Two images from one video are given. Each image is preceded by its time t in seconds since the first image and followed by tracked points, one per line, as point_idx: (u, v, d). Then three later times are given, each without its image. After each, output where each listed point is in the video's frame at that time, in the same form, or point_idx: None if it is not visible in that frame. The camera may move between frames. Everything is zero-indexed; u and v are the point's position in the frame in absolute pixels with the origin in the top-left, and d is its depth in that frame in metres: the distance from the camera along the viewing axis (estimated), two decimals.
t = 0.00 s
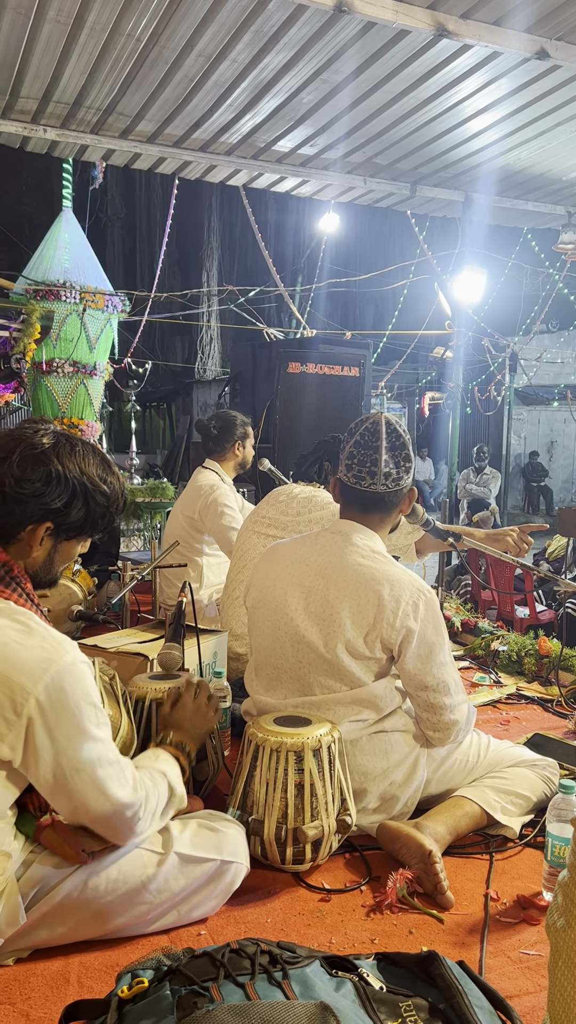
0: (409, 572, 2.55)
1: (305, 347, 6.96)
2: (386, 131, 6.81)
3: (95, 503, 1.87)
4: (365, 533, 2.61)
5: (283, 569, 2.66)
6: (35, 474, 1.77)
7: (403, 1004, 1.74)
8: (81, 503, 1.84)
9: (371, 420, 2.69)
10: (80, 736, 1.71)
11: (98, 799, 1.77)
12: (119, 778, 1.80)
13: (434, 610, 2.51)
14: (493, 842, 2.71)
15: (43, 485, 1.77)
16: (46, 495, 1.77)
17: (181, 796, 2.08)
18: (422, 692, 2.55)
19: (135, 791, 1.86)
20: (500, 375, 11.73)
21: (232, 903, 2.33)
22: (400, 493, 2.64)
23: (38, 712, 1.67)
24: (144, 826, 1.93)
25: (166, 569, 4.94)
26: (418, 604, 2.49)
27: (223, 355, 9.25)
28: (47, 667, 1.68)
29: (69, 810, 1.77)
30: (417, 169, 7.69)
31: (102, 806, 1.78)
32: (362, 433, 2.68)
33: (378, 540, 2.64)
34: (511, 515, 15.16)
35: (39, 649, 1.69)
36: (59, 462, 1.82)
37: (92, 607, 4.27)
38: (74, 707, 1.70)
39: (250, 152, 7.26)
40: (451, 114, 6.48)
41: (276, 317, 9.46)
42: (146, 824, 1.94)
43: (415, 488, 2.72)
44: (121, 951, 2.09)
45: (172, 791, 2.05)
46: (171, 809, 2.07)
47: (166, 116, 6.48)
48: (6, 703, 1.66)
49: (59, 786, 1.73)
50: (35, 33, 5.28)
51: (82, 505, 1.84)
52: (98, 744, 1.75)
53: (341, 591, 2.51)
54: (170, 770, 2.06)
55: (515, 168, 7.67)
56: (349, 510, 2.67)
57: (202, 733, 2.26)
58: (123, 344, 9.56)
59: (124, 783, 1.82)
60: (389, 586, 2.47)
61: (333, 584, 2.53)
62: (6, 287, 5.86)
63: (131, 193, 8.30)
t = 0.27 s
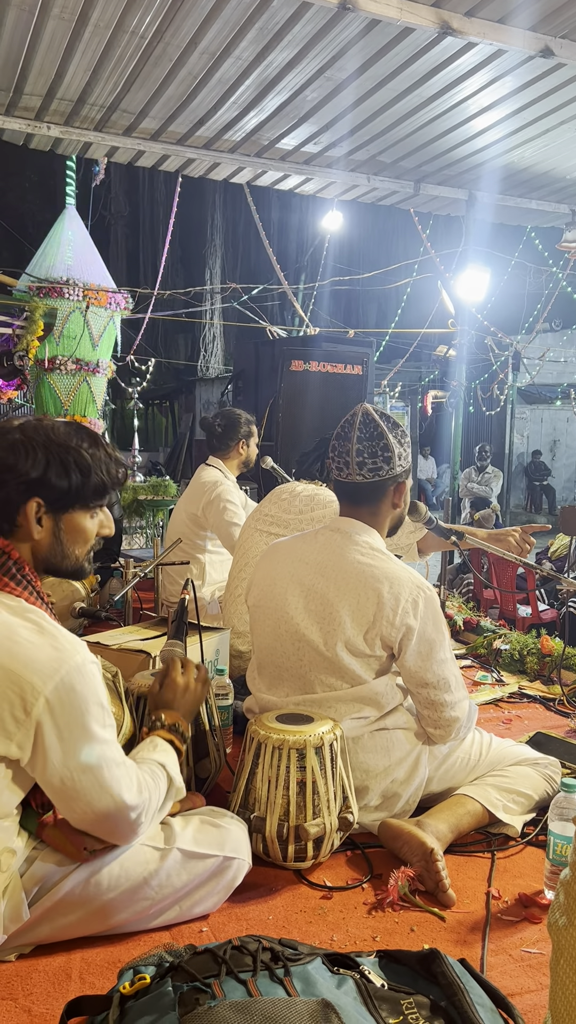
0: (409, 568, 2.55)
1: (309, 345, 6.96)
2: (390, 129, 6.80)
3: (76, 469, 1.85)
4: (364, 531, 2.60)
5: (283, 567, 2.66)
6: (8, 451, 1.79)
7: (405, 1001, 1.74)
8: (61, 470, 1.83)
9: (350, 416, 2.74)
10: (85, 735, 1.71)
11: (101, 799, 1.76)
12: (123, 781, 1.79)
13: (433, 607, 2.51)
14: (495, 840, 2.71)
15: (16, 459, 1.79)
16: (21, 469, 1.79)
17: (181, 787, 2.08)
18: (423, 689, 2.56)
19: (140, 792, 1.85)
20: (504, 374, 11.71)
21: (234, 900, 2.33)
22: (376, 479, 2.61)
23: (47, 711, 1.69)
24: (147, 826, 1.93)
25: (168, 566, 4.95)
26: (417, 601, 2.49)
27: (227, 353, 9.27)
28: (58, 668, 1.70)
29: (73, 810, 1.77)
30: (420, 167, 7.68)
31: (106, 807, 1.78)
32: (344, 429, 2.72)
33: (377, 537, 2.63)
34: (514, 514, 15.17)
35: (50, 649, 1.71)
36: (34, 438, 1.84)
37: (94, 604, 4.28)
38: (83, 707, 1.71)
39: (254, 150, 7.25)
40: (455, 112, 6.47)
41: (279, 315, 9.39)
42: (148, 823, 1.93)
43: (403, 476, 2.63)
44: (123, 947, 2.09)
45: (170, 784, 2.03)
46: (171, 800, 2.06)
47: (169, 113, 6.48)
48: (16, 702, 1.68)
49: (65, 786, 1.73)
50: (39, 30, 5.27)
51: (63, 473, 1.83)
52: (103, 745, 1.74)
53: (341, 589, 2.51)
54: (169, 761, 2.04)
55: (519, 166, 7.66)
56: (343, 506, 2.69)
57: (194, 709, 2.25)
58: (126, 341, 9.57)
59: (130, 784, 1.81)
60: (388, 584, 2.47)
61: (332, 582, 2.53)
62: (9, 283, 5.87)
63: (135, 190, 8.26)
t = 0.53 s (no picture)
0: (412, 567, 2.54)
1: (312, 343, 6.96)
2: (394, 127, 6.79)
3: (62, 455, 1.87)
4: (365, 530, 2.60)
5: (285, 567, 2.66)
6: None
7: (407, 999, 1.74)
8: (46, 456, 1.85)
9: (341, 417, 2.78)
10: (94, 722, 1.73)
11: (117, 783, 1.79)
12: (135, 760, 1.83)
13: (437, 606, 2.51)
14: (497, 838, 2.71)
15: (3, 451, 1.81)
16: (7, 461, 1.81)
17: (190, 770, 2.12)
18: (426, 688, 2.55)
19: (153, 772, 1.89)
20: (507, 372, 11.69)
21: (236, 897, 2.33)
22: (369, 476, 2.63)
23: (49, 702, 1.69)
24: (166, 806, 1.96)
25: (171, 563, 4.96)
26: (420, 600, 2.48)
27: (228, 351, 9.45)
28: (57, 659, 1.69)
29: (89, 798, 1.79)
30: (424, 164, 7.66)
31: (123, 790, 1.81)
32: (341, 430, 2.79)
33: (380, 536, 2.63)
34: (516, 513, 15.16)
35: (47, 641, 1.70)
36: (18, 429, 1.86)
37: (97, 602, 4.29)
38: (86, 696, 1.72)
39: (258, 147, 7.24)
40: (459, 109, 6.45)
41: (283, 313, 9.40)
42: (167, 804, 1.96)
43: (393, 471, 2.63)
44: (125, 943, 2.10)
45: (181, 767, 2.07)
46: (184, 780, 2.08)
47: (173, 110, 6.47)
48: (16, 695, 1.68)
49: (78, 775, 1.75)
50: (44, 26, 5.27)
51: (49, 460, 1.85)
52: (112, 728, 1.78)
53: (343, 588, 2.51)
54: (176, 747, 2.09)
55: (523, 163, 7.64)
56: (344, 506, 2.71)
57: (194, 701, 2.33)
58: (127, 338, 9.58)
59: (142, 765, 1.85)
60: (391, 583, 2.47)
61: (335, 582, 2.52)
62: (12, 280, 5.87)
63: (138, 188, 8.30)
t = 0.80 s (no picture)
0: (412, 567, 2.54)
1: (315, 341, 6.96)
2: (398, 124, 6.77)
3: (58, 446, 1.87)
4: (366, 530, 2.60)
5: (285, 567, 2.66)
6: None
7: (408, 997, 1.74)
8: (42, 448, 1.85)
9: (351, 415, 2.80)
10: (98, 716, 1.73)
11: (122, 776, 1.80)
12: (140, 754, 1.83)
13: (437, 606, 2.50)
14: (499, 836, 2.71)
15: None
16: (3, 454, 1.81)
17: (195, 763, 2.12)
18: (427, 688, 2.55)
19: (159, 767, 1.89)
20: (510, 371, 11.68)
21: (238, 895, 2.33)
22: (368, 477, 2.66)
23: (52, 696, 1.69)
24: (173, 800, 1.96)
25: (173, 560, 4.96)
26: (420, 600, 2.47)
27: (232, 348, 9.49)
28: (60, 652, 1.69)
29: (96, 792, 1.80)
30: (428, 162, 7.65)
31: (130, 784, 1.81)
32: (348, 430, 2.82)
33: (381, 536, 2.63)
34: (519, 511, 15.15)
35: (50, 635, 1.70)
36: (14, 422, 1.86)
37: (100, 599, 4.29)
38: (90, 690, 1.72)
39: (261, 144, 7.22)
40: (463, 107, 6.43)
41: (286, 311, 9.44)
42: (174, 798, 1.96)
43: (391, 473, 2.64)
44: (126, 940, 2.10)
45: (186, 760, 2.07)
46: (189, 774, 2.09)
47: (177, 107, 6.46)
48: (19, 689, 1.68)
49: (85, 769, 1.76)
50: (48, 23, 5.26)
51: (45, 451, 1.85)
52: (116, 722, 1.78)
53: (342, 589, 2.50)
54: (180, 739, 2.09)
55: (527, 161, 7.63)
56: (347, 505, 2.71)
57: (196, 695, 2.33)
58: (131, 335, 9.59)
59: (148, 759, 1.85)
60: (391, 584, 2.46)
61: (335, 583, 2.52)
62: (16, 277, 5.87)
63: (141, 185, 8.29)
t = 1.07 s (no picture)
0: (419, 568, 2.53)
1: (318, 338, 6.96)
2: (401, 123, 6.76)
3: (57, 441, 1.86)
4: (374, 530, 2.59)
5: (293, 565, 2.67)
6: None
7: (408, 995, 1.74)
8: (41, 443, 1.85)
9: (351, 416, 2.79)
10: (98, 713, 1.74)
11: (121, 774, 1.80)
12: (140, 752, 1.83)
13: (443, 608, 2.49)
14: (500, 835, 2.71)
15: None
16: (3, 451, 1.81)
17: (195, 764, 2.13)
18: (432, 691, 2.54)
19: (159, 765, 1.89)
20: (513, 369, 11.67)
21: (238, 892, 2.33)
22: (371, 477, 2.66)
23: (54, 691, 1.69)
24: (172, 800, 1.96)
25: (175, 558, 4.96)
26: (426, 602, 2.47)
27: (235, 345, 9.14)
28: (62, 647, 1.70)
29: (96, 790, 1.80)
30: (432, 160, 7.63)
31: (128, 783, 1.81)
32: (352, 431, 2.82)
33: (389, 536, 2.62)
34: (521, 510, 15.15)
35: (51, 629, 1.71)
36: (12, 417, 1.85)
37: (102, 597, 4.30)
38: (90, 687, 1.72)
39: (264, 142, 7.21)
40: (467, 105, 6.43)
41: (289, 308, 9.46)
42: (173, 797, 1.96)
43: (394, 472, 2.64)
44: (128, 937, 2.10)
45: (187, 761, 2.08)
46: (189, 774, 2.09)
47: (180, 104, 6.45)
48: (21, 684, 1.68)
49: (86, 765, 1.76)
50: (51, 20, 5.26)
51: (44, 447, 1.85)
52: (116, 719, 1.78)
53: (348, 589, 2.51)
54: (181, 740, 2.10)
55: (530, 160, 7.61)
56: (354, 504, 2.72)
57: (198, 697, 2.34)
58: (134, 333, 9.84)
59: (148, 758, 1.85)
60: (397, 585, 2.46)
61: (341, 582, 2.52)
62: (19, 275, 5.88)
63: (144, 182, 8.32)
